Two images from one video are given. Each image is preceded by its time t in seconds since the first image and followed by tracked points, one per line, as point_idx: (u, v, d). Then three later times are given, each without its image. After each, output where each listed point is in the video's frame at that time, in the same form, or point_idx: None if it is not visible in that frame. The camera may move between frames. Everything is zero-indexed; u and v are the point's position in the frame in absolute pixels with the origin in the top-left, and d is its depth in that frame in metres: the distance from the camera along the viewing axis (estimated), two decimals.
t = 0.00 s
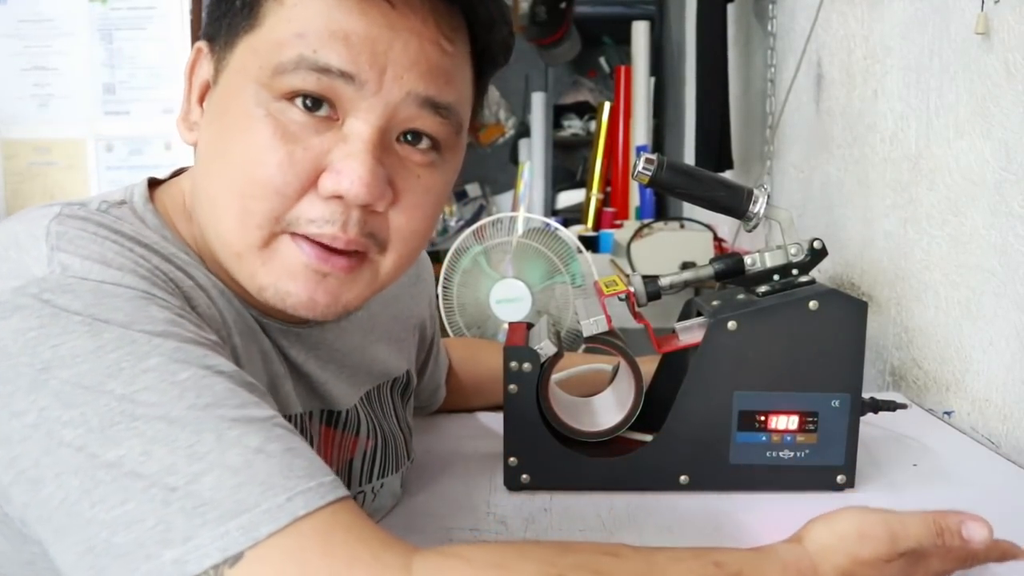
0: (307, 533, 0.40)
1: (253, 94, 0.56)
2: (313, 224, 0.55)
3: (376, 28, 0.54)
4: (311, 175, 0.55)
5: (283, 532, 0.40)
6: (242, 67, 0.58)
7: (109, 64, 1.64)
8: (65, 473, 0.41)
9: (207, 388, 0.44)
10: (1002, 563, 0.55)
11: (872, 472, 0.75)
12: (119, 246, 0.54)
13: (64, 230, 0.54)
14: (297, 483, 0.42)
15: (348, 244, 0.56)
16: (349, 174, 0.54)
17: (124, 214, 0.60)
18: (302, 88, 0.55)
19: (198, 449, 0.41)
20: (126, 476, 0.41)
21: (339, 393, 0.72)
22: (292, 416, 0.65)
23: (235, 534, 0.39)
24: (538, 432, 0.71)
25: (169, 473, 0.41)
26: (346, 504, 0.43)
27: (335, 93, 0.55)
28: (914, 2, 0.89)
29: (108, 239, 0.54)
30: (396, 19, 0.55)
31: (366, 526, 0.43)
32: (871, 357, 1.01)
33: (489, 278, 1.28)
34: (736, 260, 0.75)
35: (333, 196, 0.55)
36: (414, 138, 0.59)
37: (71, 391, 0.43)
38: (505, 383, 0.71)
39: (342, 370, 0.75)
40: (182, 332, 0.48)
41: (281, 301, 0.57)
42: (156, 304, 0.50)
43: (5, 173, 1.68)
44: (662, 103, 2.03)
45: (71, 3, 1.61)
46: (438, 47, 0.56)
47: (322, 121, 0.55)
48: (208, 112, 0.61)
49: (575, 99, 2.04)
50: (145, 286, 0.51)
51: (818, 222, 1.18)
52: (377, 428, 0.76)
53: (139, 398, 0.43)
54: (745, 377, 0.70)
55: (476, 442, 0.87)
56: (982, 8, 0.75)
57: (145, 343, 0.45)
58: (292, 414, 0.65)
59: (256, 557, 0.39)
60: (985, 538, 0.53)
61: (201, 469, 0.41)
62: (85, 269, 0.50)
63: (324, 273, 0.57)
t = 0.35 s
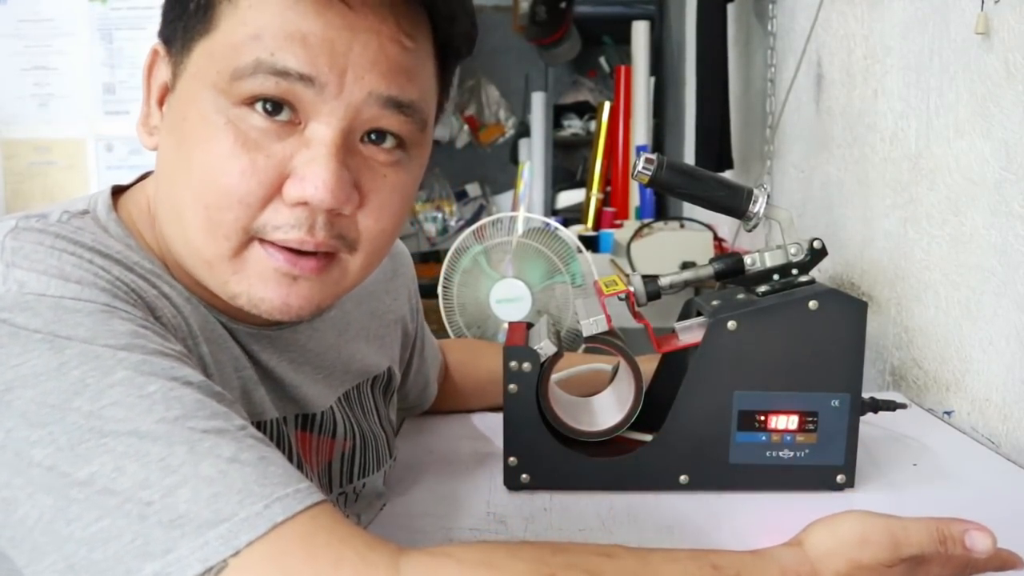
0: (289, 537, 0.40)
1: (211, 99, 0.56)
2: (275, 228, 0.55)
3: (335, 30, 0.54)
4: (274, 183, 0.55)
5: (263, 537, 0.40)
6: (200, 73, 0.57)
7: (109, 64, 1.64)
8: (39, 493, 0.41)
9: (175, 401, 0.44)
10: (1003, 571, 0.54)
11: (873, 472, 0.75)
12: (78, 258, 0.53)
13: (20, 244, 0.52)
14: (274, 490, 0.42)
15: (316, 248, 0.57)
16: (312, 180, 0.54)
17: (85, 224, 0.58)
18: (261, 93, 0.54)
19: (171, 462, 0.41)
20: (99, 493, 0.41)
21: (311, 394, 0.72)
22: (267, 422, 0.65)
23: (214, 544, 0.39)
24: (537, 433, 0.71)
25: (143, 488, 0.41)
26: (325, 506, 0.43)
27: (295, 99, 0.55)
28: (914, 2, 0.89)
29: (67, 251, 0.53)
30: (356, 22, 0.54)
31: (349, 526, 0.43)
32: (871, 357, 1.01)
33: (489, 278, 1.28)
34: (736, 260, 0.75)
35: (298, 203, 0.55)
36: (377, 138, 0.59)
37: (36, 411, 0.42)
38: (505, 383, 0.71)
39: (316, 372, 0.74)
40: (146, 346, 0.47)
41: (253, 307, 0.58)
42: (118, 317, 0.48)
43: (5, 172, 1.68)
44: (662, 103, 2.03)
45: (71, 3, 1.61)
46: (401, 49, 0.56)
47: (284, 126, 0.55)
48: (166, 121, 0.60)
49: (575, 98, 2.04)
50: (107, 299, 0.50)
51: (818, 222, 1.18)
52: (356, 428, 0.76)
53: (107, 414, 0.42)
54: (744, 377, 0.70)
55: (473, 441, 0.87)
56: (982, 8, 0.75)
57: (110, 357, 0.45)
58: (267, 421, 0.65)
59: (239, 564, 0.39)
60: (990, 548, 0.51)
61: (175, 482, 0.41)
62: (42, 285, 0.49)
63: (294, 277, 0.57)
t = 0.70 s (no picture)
0: (313, 535, 0.42)
1: (335, 237, 0.54)
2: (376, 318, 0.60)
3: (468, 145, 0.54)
4: (408, 281, 0.59)
5: (288, 535, 0.42)
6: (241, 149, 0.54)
7: (108, 64, 1.64)
8: (68, 489, 0.42)
9: (203, 399, 0.45)
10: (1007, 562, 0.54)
11: (874, 473, 0.75)
12: (109, 256, 0.55)
13: (52, 240, 0.54)
14: (298, 489, 0.43)
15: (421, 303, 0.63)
16: (442, 268, 0.60)
17: (110, 223, 0.60)
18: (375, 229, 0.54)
19: (198, 458, 0.42)
20: (127, 489, 0.42)
21: (323, 399, 0.72)
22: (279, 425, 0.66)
23: (239, 540, 0.41)
24: (538, 433, 0.71)
25: (170, 485, 0.42)
26: (344, 508, 0.45)
27: (360, 221, 0.53)
28: (913, 2, 0.89)
29: (99, 249, 0.55)
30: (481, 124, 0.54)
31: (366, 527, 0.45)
32: (871, 357, 1.01)
33: (488, 278, 1.28)
34: (736, 260, 0.75)
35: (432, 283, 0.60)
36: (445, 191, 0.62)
37: (68, 405, 0.44)
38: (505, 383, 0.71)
39: (330, 375, 0.74)
40: (176, 345, 0.49)
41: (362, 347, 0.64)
42: (149, 315, 0.51)
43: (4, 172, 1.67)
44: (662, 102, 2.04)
45: (71, 2, 1.61)
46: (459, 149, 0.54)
47: (352, 249, 0.55)
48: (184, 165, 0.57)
49: (575, 99, 2.03)
50: (139, 298, 0.52)
51: (818, 222, 1.18)
52: (365, 431, 0.76)
53: (137, 409, 0.44)
54: (744, 376, 0.70)
55: (473, 441, 0.87)
56: (982, 8, 0.75)
57: (141, 353, 0.46)
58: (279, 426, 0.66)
59: (264, 560, 0.41)
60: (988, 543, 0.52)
61: (202, 478, 0.42)
62: (77, 281, 0.51)
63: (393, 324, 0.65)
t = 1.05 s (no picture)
0: (310, 535, 0.42)
1: (253, 123, 0.56)
2: (280, 241, 0.56)
3: (382, 55, 0.54)
4: (321, 206, 0.56)
5: (284, 534, 0.41)
6: (210, 69, 0.59)
7: (108, 64, 1.64)
8: (66, 485, 0.42)
9: (203, 395, 0.45)
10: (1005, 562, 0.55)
11: (874, 473, 0.75)
12: (112, 252, 0.55)
13: (56, 235, 0.54)
14: (296, 489, 0.43)
15: (356, 265, 0.58)
16: (359, 203, 0.56)
17: (114, 219, 0.60)
18: (306, 118, 0.55)
19: (196, 456, 0.42)
20: (125, 485, 0.41)
21: (325, 399, 0.71)
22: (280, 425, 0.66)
23: (236, 539, 0.40)
24: (537, 432, 0.71)
25: (167, 482, 0.41)
26: (342, 508, 0.45)
27: (271, 103, 0.55)
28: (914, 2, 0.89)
29: (102, 245, 0.55)
30: (402, 44, 0.55)
31: (365, 528, 0.44)
32: (871, 358, 1.01)
33: (488, 278, 1.28)
34: (736, 260, 0.75)
35: (344, 223, 0.56)
36: (414, 156, 0.61)
37: (68, 400, 0.44)
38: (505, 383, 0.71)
39: (331, 375, 0.74)
40: (178, 342, 0.49)
41: (299, 313, 0.59)
42: (151, 311, 0.51)
43: (4, 172, 1.67)
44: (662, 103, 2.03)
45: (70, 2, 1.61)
46: (367, 44, 0.54)
47: (264, 139, 0.56)
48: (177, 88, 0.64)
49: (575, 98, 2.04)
50: (141, 294, 0.52)
51: (818, 222, 1.18)
52: (365, 432, 0.76)
53: (136, 405, 0.44)
54: (745, 377, 0.70)
55: (473, 441, 0.87)
56: (982, 8, 0.75)
57: (142, 349, 0.46)
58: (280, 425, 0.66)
59: (259, 559, 0.40)
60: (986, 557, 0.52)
61: (200, 476, 0.42)
62: (80, 276, 0.51)
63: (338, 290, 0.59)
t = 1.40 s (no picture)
0: (312, 533, 0.42)
1: (255, 101, 0.57)
2: (277, 216, 0.56)
3: (379, 34, 0.55)
4: (317, 181, 0.56)
5: (285, 532, 0.41)
6: (219, 54, 0.61)
7: (108, 64, 1.64)
8: (74, 476, 0.42)
9: (213, 390, 0.45)
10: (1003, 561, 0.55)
11: (874, 473, 0.75)
12: (126, 247, 0.55)
13: (71, 229, 0.54)
14: (301, 485, 0.43)
15: (352, 245, 0.57)
16: (353, 179, 0.55)
17: (126, 215, 0.60)
18: (306, 93, 0.56)
19: (204, 449, 0.42)
20: (133, 477, 0.41)
21: (328, 398, 0.72)
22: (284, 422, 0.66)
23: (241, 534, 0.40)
24: (537, 432, 0.71)
25: (175, 474, 0.41)
26: (345, 507, 0.45)
27: (272, 80, 0.56)
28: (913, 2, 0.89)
29: (116, 240, 0.55)
30: (399, 25, 0.56)
31: (367, 527, 0.44)
32: (871, 357, 1.01)
33: (488, 278, 1.28)
34: (736, 260, 0.74)
35: (340, 200, 0.56)
36: (413, 140, 0.61)
37: (80, 391, 0.44)
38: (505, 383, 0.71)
39: (334, 373, 0.74)
40: (190, 337, 0.50)
41: (294, 295, 0.58)
42: (164, 307, 0.51)
43: (4, 172, 1.67)
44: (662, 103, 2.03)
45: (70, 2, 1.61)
46: (365, 22, 0.55)
47: (264, 115, 0.56)
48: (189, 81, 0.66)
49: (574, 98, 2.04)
50: (153, 290, 0.52)
51: (818, 222, 1.18)
52: (366, 431, 0.76)
53: (147, 397, 0.44)
54: (745, 377, 0.70)
55: (473, 441, 0.87)
56: (982, 8, 0.75)
57: (153, 343, 0.46)
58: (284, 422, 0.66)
59: (260, 556, 0.40)
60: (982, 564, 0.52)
61: (208, 469, 0.42)
62: (95, 270, 0.51)
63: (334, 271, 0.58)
